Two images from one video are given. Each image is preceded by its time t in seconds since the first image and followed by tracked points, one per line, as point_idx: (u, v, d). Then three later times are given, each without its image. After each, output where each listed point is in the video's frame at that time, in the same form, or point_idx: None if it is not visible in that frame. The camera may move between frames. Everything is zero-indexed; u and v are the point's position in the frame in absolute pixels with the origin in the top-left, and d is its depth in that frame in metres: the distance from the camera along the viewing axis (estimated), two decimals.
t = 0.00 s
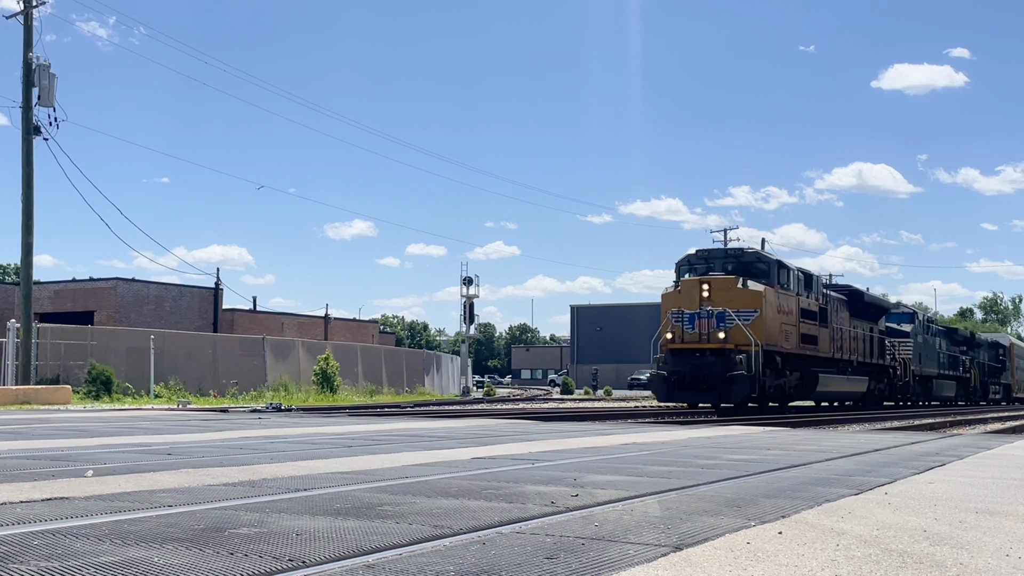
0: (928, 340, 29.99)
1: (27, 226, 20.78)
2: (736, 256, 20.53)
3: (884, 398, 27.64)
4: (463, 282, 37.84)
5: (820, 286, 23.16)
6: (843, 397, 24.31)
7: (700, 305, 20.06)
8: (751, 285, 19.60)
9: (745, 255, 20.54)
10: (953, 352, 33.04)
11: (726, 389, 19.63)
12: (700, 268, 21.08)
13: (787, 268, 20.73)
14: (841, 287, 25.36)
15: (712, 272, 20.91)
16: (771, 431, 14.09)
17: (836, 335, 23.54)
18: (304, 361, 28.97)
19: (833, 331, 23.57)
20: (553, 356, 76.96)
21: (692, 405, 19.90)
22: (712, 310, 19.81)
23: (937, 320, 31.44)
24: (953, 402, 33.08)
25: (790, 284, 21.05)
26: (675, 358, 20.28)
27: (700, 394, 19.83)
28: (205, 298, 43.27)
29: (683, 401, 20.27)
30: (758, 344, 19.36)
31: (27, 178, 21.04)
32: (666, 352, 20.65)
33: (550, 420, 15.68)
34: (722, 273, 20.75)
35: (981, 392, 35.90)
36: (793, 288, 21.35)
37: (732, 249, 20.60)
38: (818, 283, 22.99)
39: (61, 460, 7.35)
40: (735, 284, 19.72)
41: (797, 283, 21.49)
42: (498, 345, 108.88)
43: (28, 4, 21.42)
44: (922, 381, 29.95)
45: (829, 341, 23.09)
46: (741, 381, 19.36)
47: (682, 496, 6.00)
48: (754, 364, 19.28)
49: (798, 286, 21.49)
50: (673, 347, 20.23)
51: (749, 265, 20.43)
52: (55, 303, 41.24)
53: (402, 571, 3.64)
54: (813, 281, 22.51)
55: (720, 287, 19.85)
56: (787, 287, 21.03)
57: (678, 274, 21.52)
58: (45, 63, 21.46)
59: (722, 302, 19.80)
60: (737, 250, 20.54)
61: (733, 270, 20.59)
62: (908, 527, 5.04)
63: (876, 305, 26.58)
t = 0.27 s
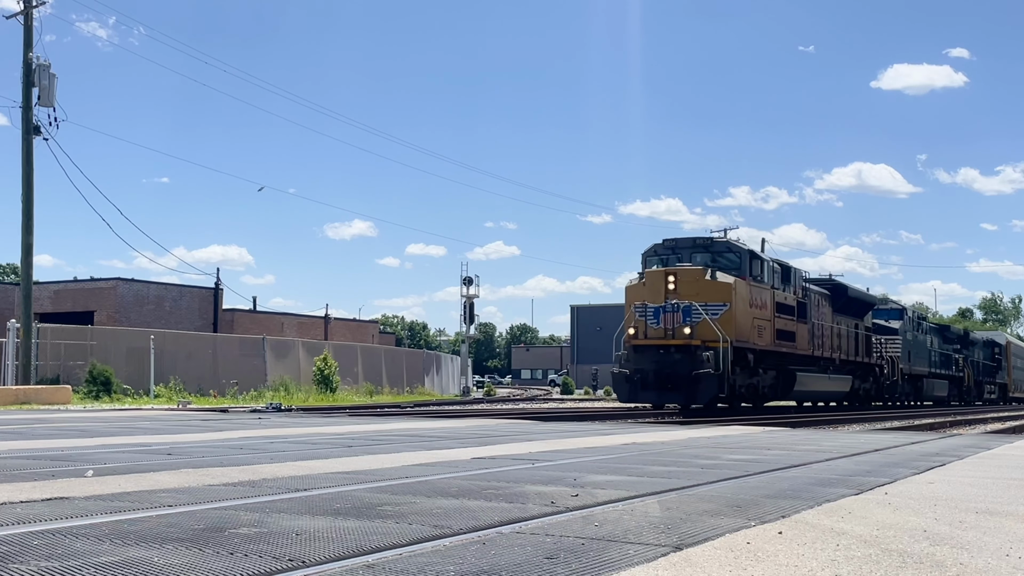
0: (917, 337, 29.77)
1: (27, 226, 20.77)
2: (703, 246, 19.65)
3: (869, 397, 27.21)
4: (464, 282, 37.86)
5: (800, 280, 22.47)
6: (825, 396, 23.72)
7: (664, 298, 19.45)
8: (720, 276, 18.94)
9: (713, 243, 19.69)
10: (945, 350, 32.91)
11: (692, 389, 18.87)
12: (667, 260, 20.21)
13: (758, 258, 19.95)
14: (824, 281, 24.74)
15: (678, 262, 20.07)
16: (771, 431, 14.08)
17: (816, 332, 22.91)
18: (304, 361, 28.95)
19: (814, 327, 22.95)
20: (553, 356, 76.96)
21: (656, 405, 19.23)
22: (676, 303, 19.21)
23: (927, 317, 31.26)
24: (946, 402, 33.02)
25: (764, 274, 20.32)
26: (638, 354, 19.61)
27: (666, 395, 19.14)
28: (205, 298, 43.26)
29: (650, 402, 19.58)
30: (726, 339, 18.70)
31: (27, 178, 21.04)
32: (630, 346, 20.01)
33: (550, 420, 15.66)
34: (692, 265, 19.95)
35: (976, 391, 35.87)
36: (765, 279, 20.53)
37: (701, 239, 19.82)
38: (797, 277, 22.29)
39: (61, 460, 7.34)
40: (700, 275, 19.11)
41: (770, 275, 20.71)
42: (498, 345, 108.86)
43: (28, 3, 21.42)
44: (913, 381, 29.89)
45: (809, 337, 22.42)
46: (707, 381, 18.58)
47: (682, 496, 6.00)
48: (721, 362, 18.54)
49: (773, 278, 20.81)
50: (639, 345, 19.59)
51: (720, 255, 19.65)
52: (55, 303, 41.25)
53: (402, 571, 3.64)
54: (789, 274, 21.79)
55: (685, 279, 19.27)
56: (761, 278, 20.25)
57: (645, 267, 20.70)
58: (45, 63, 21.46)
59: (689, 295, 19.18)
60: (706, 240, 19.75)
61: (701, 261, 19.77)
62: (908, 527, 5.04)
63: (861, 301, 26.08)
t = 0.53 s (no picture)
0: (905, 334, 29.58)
1: (27, 226, 20.77)
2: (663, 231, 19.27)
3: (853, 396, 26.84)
4: (465, 282, 37.89)
5: (774, 273, 21.98)
6: (804, 395, 23.27)
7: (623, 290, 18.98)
8: (681, 267, 18.55)
9: (673, 230, 19.29)
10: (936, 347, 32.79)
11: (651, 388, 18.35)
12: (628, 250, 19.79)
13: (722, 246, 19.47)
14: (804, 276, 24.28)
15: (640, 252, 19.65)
16: (771, 431, 14.07)
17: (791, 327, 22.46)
18: (304, 361, 28.94)
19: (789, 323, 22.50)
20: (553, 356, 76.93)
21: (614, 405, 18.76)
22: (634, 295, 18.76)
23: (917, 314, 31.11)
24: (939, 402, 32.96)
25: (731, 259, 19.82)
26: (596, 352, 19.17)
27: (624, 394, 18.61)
28: (205, 298, 43.23)
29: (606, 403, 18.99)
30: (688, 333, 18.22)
31: (27, 179, 21.04)
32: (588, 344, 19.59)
33: (549, 421, 15.64)
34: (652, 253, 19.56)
35: (970, 391, 35.84)
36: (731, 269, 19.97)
37: (662, 226, 19.38)
38: (771, 269, 21.80)
39: (61, 460, 7.35)
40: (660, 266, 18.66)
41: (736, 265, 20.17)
42: (498, 345, 108.86)
43: (28, 4, 21.43)
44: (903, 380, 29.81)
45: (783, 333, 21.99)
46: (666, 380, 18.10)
47: (682, 496, 6.00)
48: (682, 359, 18.07)
49: (742, 267, 20.32)
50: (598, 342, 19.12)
51: (682, 242, 19.24)
52: (55, 303, 41.25)
53: (402, 572, 3.64)
54: (761, 263, 21.29)
55: (645, 270, 18.83)
56: (727, 267, 19.71)
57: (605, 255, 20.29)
58: (45, 63, 21.46)
59: (649, 287, 18.74)
60: (666, 227, 19.30)
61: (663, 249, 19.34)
62: (908, 527, 5.04)
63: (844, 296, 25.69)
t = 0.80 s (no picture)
0: (892, 330, 29.43)
1: (27, 226, 20.77)
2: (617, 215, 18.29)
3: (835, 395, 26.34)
4: (465, 282, 37.91)
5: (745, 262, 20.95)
6: (779, 395, 22.61)
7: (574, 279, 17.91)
8: (636, 255, 17.45)
9: (628, 215, 18.28)
10: (926, 345, 32.70)
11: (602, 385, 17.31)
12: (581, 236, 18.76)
13: (683, 233, 18.41)
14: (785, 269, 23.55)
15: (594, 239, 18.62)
16: (771, 431, 14.05)
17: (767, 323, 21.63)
18: (304, 361, 28.91)
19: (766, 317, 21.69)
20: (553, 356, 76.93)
21: (562, 406, 17.70)
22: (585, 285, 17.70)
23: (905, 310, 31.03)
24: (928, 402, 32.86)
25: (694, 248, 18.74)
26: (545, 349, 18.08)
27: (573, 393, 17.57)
28: (205, 298, 43.19)
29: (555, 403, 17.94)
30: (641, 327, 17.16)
31: (27, 178, 21.04)
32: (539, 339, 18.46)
33: (547, 421, 15.61)
34: (606, 240, 18.52)
35: (963, 390, 35.81)
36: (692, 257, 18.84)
37: (618, 211, 18.38)
38: (742, 259, 20.78)
39: (61, 460, 7.34)
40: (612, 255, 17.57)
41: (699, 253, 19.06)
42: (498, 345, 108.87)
43: (28, 4, 21.44)
44: (892, 378, 29.65)
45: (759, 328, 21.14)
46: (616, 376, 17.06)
47: (682, 496, 6.00)
48: (635, 355, 17.01)
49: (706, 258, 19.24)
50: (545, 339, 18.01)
51: (639, 228, 18.21)
52: (55, 303, 41.26)
53: (402, 572, 3.64)
54: (729, 253, 20.24)
55: (596, 257, 17.76)
56: (688, 255, 18.61)
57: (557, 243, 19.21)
58: (45, 63, 21.46)
59: (601, 276, 17.66)
60: (623, 212, 18.31)
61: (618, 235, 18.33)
62: (908, 527, 5.04)
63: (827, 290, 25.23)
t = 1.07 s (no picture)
0: (880, 327, 29.31)
1: (27, 226, 20.77)
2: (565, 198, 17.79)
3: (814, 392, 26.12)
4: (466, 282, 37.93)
5: (707, 251, 20.56)
6: (747, 395, 22.31)
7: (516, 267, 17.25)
8: (583, 240, 16.91)
9: (576, 197, 17.78)
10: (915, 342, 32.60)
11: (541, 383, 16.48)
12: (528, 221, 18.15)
13: (636, 217, 17.94)
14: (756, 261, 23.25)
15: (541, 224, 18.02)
16: (771, 431, 14.05)
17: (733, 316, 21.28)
18: (304, 361, 28.89)
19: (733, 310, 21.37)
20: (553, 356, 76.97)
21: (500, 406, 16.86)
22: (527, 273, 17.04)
23: (894, 306, 30.91)
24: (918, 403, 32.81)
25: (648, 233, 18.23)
26: (482, 345, 17.21)
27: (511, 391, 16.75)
28: (205, 298, 43.14)
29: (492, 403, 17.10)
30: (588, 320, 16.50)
31: (27, 178, 21.04)
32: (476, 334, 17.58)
33: (547, 420, 15.59)
34: (554, 225, 17.93)
35: (956, 389, 35.78)
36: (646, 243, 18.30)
37: (565, 194, 17.82)
38: (704, 247, 20.39)
39: (61, 460, 7.34)
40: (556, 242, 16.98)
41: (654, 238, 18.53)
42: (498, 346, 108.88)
43: (28, 3, 21.44)
44: (880, 377, 29.52)
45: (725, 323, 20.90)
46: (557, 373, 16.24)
47: (682, 496, 6.00)
48: (579, 352, 16.26)
49: (663, 245, 18.76)
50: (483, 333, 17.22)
51: (588, 212, 17.68)
52: (55, 302, 41.28)
53: (402, 571, 3.64)
54: (689, 240, 19.88)
55: (539, 244, 17.14)
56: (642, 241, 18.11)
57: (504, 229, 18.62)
58: (45, 63, 21.47)
59: (545, 263, 17.06)
60: (570, 196, 17.76)
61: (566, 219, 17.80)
62: (908, 527, 5.04)
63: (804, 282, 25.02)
